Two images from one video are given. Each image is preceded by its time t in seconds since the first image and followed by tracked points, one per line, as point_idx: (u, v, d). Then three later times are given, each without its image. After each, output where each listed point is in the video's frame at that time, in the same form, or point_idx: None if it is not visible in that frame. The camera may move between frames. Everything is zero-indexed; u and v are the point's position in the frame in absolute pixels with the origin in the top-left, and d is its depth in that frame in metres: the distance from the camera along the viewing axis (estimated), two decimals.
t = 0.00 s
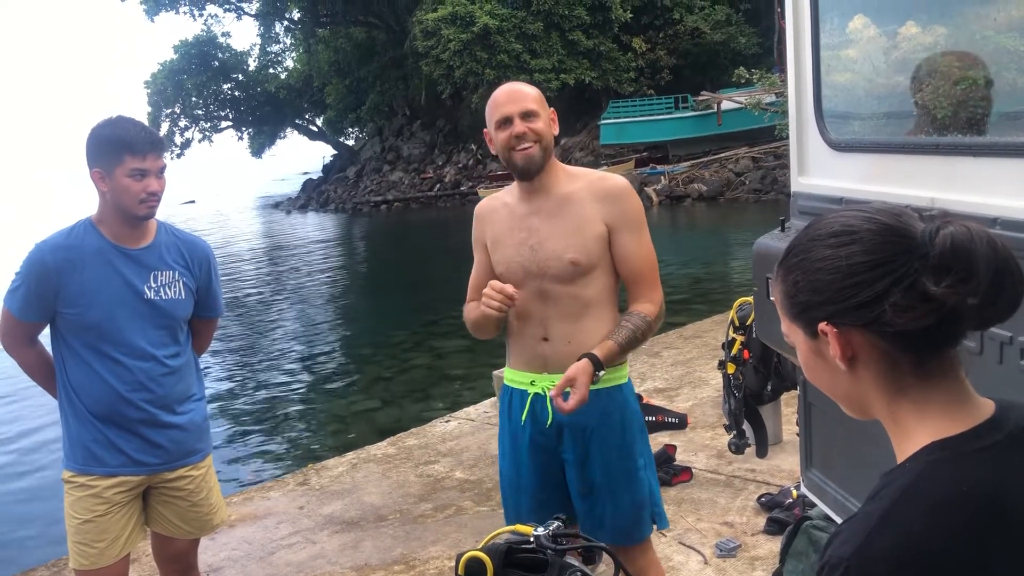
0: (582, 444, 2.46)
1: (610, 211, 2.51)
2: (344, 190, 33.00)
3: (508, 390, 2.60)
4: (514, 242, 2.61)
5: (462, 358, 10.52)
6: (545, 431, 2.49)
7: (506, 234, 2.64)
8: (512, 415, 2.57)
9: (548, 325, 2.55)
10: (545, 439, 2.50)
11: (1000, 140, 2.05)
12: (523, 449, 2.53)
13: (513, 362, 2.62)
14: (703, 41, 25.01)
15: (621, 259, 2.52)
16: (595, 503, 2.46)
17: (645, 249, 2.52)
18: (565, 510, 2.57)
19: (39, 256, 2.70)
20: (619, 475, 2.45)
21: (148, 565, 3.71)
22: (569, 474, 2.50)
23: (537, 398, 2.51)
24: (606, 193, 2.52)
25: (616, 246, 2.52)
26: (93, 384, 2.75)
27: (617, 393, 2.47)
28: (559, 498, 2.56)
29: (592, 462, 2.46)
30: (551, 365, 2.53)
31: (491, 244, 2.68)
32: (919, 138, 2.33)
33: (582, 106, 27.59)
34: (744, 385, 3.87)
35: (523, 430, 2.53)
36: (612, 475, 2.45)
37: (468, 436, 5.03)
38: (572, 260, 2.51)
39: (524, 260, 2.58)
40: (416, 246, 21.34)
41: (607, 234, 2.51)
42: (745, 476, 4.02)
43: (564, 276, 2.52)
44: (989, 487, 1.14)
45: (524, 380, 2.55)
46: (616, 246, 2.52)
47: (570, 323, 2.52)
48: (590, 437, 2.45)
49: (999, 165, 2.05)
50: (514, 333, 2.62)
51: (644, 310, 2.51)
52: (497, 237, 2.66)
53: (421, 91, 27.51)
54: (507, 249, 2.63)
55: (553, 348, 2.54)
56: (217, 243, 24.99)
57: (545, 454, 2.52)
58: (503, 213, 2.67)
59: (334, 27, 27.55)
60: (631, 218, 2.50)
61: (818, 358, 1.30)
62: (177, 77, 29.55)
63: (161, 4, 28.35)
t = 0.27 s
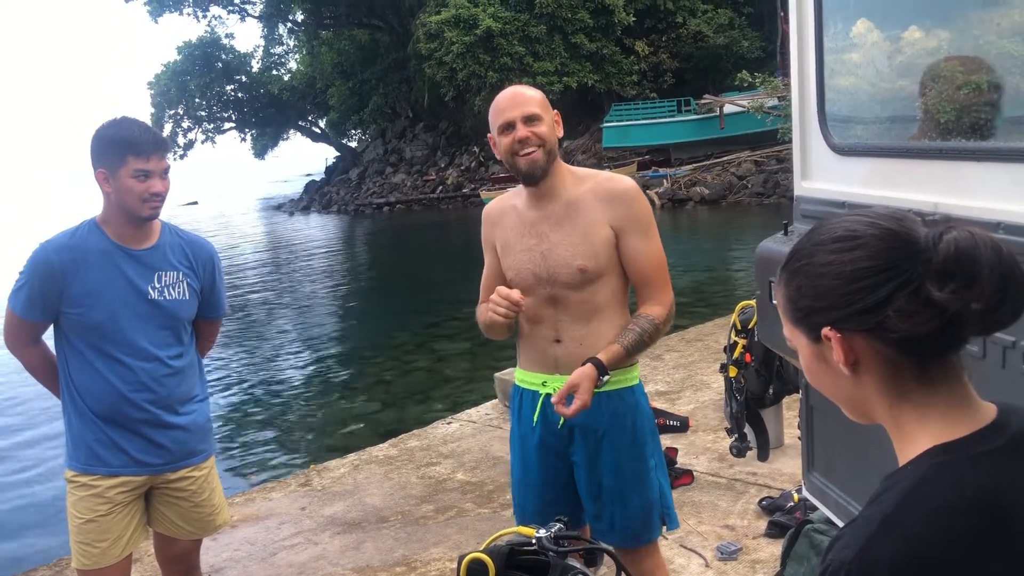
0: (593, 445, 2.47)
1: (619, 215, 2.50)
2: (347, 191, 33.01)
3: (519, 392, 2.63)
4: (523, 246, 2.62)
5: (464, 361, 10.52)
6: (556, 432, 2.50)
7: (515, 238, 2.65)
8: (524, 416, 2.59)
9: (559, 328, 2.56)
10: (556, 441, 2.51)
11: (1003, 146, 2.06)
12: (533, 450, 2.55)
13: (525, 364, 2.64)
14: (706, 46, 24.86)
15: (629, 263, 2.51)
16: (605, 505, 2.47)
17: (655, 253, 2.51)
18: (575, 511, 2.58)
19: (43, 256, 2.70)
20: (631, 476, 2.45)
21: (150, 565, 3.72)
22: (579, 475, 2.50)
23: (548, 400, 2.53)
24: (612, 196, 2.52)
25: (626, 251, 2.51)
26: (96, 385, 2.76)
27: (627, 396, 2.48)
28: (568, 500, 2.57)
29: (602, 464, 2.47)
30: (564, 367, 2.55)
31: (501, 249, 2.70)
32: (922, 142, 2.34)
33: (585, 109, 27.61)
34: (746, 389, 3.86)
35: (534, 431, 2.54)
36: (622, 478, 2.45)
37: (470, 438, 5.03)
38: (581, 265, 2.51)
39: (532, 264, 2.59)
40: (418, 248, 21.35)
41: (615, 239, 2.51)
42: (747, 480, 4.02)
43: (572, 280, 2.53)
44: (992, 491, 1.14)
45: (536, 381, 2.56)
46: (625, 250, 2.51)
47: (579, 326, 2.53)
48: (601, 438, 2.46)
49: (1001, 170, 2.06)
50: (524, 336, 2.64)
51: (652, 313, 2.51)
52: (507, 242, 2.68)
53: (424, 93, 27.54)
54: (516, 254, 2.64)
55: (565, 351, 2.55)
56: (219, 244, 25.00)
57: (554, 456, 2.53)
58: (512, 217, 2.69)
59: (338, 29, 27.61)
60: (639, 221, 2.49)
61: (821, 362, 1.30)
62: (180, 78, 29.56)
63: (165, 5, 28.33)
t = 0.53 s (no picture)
0: (592, 447, 2.46)
1: (623, 216, 2.50)
2: (348, 192, 33.02)
3: (520, 394, 2.62)
4: (526, 246, 2.62)
5: (464, 362, 10.51)
6: (555, 435, 2.50)
7: (518, 238, 2.65)
8: (524, 418, 2.58)
9: (558, 330, 2.56)
10: (556, 444, 2.51)
11: (1005, 147, 2.06)
12: (533, 452, 2.54)
13: (526, 364, 2.64)
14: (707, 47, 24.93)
15: (633, 265, 2.51)
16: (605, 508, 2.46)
17: (660, 256, 2.50)
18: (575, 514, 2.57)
19: (43, 255, 2.70)
20: (632, 479, 2.44)
21: (150, 566, 3.72)
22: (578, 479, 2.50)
23: (547, 401, 2.52)
24: (615, 197, 2.51)
25: (629, 252, 2.50)
26: (96, 385, 2.76)
27: (627, 399, 2.47)
28: (568, 502, 2.57)
29: (601, 467, 2.46)
30: (563, 369, 2.54)
31: (504, 248, 2.70)
32: (923, 144, 2.33)
33: (586, 111, 27.62)
34: (746, 390, 3.84)
35: (533, 433, 2.54)
36: (622, 481, 2.44)
37: (470, 439, 5.03)
38: (583, 267, 2.51)
39: (535, 264, 2.58)
40: (419, 249, 21.35)
41: (620, 240, 2.50)
42: (747, 481, 4.01)
43: (574, 281, 2.52)
44: (993, 492, 1.14)
45: (536, 383, 2.56)
46: (629, 251, 2.50)
47: (579, 327, 2.53)
48: (601, 442, 2.46)
49: (1003, 171, 2.05)
50: (525, 336, 2.64)
51: (656, 317, 2.50)
52: (510, 241, 2.68)
53: (425, 94, 27.55)
54: (518, 254, 2.64)
55: (565, 352, 2.54)
56: (220, 244, 25.01)
57: (554, 458, 2.53)
58: (515, 217, 2.69)
59: (339, 30, 27.64)
60: (645, 223, 2.48)
61: (820, 363, 1.30)
62: (181, 79, 29.56)
63: (166, 6, 28.35)
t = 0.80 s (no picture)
0: (588, 452, 2.48)
1: (625, 221, 2.51)
2: (348, 195, 33.08)
3: (517, 399, 2.63)
4: (528, 248, 2.64)
5: (465, 364, 10.53)
6: (551, 439, 2.51)
7: (519, 241, 2.67)
8: (521, 422, 2.60)
9: (557, 332, 2.57)
10: (551, 447, 2.52)
11: (1001, 150, 2.07)
12: (529, 456, 2.56)
13: (524, 367, 2.65)
14: (707, 50, 24.92)
15: (634, 269, 2.53)
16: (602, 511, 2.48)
17: (661, 260, 2.51)
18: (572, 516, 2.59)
19: (47, 258, 2.72)
20: (628, 484, 2.46)
21: (152, 566, 3.73)
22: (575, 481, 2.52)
23: (544, 404, 2.54)
24: (618, 201, 2.53)
25: (630, 256, 2.52)
26: (98, 386, 2.77)
27: (626, 402, 2.49)
28: (565, 505, 2.59)
29: (597, 470, 2.48)
30: (560, 373, 2.56)
31: (506, 249, 2.71)
32: (922, 146, 2.35)
33: (586, 113, 27.67)
34: (746, 392, 3.85)
35: (529, 436, 2.56)
36: (618, 485, 2.46)
37: (470, 440, 5.04)
38: (583, 269, 2.52)
39: (536, 266, 2.60)
40: (418, 251, 21.38)
41: (621, 245, 2.52)
42: (746, 483, 4.03)
43: (575, 284, 2.54)
44: (985, 492, 1.16)
45: (532, 387, 2.57)
46: (630, 256, 2.52)
47: (579, 330, 2.54)
48: (597, 445, 2.47)
49: (1000, 173, 2.07)
50: (526, 338, 2.66)
51: (657, 323, 2.51)
52: (512, 242, 2.70)
53: (425, 97, 27.61)
54: (520, 257, 2.66)
55: (562, 355, 2.56)
56: (221, 246, 25.02)
57: (550, 461, 2.54)
58: (517, 219, 2.70)
59: (339, 33, 27.70)
60: (647, 227, 2.50)
61: (815, 367, 1.32)
62: (182, 81, 29.61)
63: (167, 9, 28.42)
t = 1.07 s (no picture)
0: (585, 454, 2.46)
1: (621, 223, 2.51)
2: (345, 196, 33.04)
3: (511, 401, 2.61)
4: (521, 250, 2.62)
5: (463, 366, 10.51)
6: (545, 443, 2.50)
7: (512, 243, 2.65)
8: (514, 425, 2.58)
9: (552, 333, 2.56)
10: (546, 450, 2.51)
11: (1000, 150, 2.06)
12: (523, 460, 2.54)
13: (518, 371, 2.63)
14: (704, 51, 24.87)
15: (629, 271, 2.52)
16: (598, 515, 2.46)
17: (657, 263, 2.50)
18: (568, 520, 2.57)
19: (40, 260, 2.70)
20: (624, 486, 2.45)
21: (149, 570, 3.72)
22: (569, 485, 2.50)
23: (539, 408, 2.52)
24: (614, 202, 2.52)
25: (627, 258, 2.51)
26: (93, 389, 2.76)
27: (622, 404, 2.48)
28: (559, 508, 2.57)
29: (592, 474, 2.47)
30: (555, 376, 2.53)
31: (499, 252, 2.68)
32: (920, 147, 2.34)
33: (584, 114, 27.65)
34: (745, 394, 3.86)
35: (523, 439, 2.54)
36: (614, 488, 2.45)
37: (468, 443, 5.03)
38: (579, 271, 2.51)
39: (530, 268, 2.58)
40: (416, 253, 21.35)
41: (617, 247, 2.51)
42: (745, 484, 4.02)
43: (570, 286, 2.53)
44: (985, 493, 1.14)
45: (526, 390, 2.55)
46: (626, 257, 2.51)
47: (574, 331, 2.53)
48: (592, 448, 2.46)
49: (999, 173, 2.06)
50: (520, 340, 2.64)
51: (654, 326, 2.49)
52: (505, 244, 2.67)
53: (422, 98, 27.56)
54: (512, 259, 2.64)
55: (556, 357, 2.54)
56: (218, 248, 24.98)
57: (545, 465, 2.53)
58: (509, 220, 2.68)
59: (337, 34, 27.62)
60: (642, 229, 2.50)
61: (811, 368, 1.30)
62: (178, 83, 29.53)
63: (164, 11, 28.34)
